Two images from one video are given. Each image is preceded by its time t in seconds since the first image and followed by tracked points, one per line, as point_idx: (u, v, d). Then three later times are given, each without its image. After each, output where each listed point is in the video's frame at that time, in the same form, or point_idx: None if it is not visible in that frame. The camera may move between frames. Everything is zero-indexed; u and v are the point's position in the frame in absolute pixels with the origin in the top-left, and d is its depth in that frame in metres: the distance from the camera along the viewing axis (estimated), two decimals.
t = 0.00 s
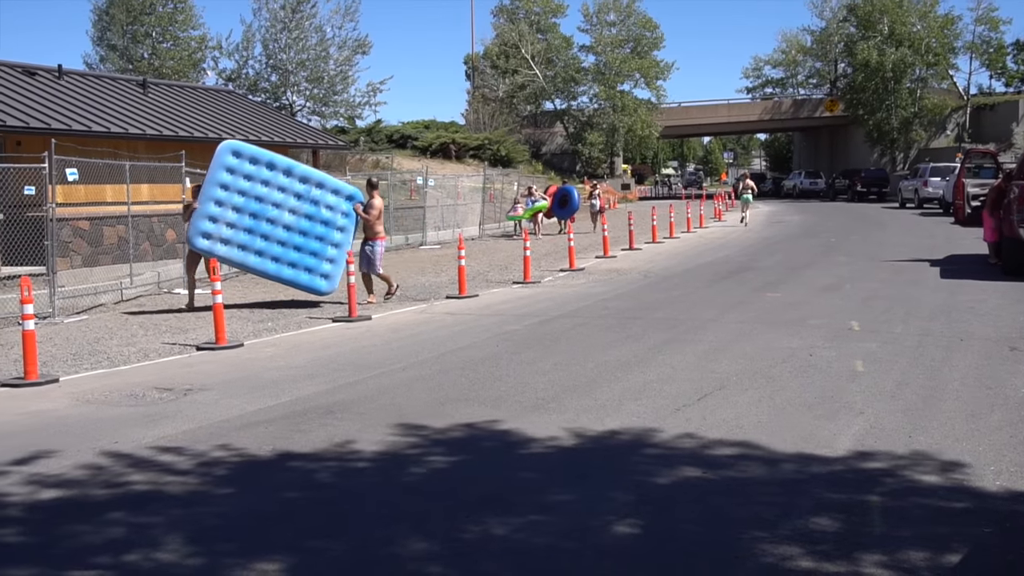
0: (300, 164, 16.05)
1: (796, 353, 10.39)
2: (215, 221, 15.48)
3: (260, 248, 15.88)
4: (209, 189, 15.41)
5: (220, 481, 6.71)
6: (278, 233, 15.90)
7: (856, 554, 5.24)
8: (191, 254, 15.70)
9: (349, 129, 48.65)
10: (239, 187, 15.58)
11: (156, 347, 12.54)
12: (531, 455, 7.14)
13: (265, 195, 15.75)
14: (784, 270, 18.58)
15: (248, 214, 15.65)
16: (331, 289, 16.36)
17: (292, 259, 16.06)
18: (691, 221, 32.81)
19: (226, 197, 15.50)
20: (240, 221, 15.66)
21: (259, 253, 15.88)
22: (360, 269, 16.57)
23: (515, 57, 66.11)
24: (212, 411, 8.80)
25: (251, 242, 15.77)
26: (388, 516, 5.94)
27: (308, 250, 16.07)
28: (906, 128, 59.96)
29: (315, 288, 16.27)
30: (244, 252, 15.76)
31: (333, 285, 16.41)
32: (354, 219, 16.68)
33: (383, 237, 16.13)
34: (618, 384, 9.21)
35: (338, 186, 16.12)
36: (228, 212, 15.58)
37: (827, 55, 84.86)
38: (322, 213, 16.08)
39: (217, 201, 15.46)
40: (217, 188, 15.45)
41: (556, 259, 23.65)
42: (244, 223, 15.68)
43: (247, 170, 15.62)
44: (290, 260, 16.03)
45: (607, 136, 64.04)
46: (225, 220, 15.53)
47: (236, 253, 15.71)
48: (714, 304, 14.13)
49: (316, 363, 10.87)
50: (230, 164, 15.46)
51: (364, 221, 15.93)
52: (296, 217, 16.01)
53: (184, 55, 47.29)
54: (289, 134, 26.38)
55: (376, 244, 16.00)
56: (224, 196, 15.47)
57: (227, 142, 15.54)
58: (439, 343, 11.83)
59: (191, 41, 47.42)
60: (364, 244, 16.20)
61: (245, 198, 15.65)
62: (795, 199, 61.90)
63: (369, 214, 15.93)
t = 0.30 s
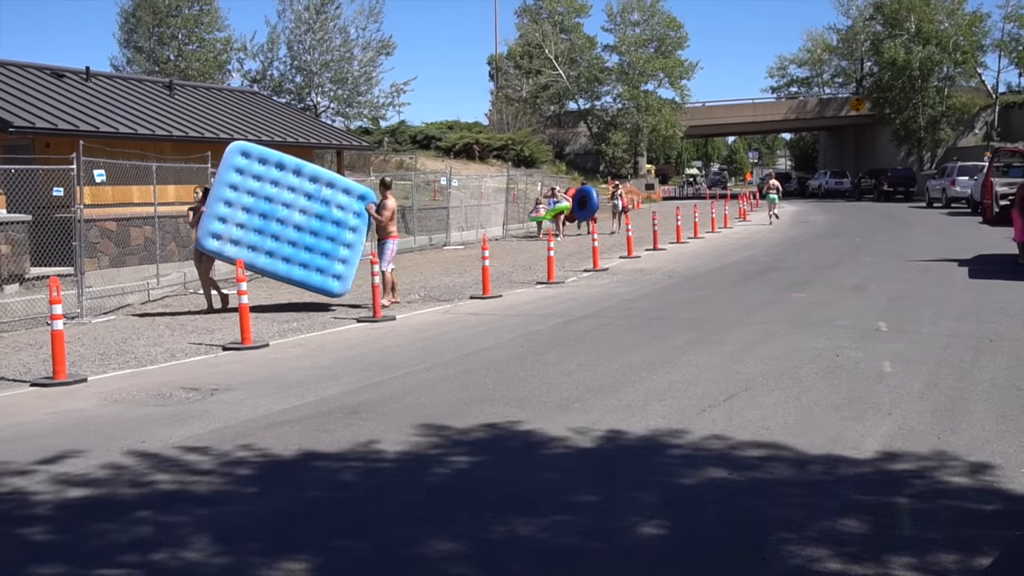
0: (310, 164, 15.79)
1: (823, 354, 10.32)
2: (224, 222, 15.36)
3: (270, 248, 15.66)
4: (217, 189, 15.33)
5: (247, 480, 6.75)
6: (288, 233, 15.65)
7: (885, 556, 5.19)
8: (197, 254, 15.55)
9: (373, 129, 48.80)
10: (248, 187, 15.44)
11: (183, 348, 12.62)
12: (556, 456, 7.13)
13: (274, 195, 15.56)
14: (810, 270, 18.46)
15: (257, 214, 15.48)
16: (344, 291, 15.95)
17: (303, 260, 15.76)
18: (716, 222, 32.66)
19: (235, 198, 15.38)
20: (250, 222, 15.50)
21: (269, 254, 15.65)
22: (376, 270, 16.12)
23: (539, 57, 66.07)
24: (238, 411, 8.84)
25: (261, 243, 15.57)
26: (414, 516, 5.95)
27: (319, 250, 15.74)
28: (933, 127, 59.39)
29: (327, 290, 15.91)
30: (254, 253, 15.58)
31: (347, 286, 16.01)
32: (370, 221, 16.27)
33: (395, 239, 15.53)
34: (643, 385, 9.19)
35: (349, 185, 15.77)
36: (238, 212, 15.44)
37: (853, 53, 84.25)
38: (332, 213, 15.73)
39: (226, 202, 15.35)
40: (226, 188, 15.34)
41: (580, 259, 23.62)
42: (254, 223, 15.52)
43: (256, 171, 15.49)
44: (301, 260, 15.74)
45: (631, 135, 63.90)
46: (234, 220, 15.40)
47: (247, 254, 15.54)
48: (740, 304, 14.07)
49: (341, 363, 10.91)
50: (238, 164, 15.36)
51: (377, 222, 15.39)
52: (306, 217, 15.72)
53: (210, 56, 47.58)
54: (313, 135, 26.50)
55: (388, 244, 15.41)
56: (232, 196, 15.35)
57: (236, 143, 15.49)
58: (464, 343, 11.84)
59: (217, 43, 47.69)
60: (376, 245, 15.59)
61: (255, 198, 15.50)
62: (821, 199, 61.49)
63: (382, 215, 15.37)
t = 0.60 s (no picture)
0: (319, 168, 15.53)
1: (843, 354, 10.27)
2: (230, 226, 15.10)
3: (276, 254, 15.37)
4: (224, 193, 15.09)
5: (267, 478, 6.78)
6: (295, 239, 15.36)
7: (908, 558, 5.16)
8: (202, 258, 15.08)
9: (392, 128, 48.90)
10: (255, 192, 15.18)
11: (203, 346, 12.68)
12: (576, 455, 7.12)
13: (281, 200, 15.29)
14: (831, 270, 18.36)
15: (264, 219, 15.21)
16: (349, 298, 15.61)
17: (309, 266, 15.45)
18: (736, 221, 32.52)
19: (241, 202, 15.11)
20: (256, 227, 15.24)
21: (275, 259, 15.36)
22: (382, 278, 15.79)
23: (558, 56, 66.06)
24: (258, 409, 8.87)
25: (267, 248, 15.29)
26: (433, 515, 5.96)
27: (325, 256, 15.42)
28: (955, 126, 58.96)
29: (332, 297, 15.56)
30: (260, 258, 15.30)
31: (352, 294, 15.67)
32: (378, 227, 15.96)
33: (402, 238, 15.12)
34: (663, 385, 9.16)
35: (358, 191, 15.47)
36: (244, 217, 15.18)
37: (874, 52, 83.76)
38: (339, 219, 15.43)
39: (232, 206, 15.09)
40: (232, 192, 15.09)
41: (599, 258, 23.58)
42: (260, 228, 15.26)
43: (264, 175, 15.25)
44: (307, 266, 15.41)
45: (650, 135, 63.78)
46: (240, 225, 15.13)
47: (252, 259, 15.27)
48: (759, 304, 14.01)
49: (361, 362, 10.93)
50: (246, 168, 15.13)
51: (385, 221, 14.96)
52: (313, 223, 15.43)
53: (230, 56, 47.78)
54: (333, 135, 26.61)
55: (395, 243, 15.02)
56: (239, 200, 15.10)
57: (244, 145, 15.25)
58: (483, 342, 11.84)
59: (237, 43, 47.88)
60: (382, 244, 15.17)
61: (262, 203, 15.24)
62: (841, 198, 61.17)
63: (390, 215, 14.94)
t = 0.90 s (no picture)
0: (319, 171, 15.39)
1: (859, 356, 10.23)
2: (227, 227, 14.87)
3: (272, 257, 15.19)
4: (222, 193, 14.86)
5: (281, 478, 6.80)
6: (292, 242, 15.19)
7: (927, 561, 5.13)
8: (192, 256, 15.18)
9: (406, 129, 49.00)
10: (254, 193, 14.99)
11: (219, 346, 12.74)
12: (590, 456, 7.11)
13: (280, 202, 15.12)
14: (847, 272, 18.27)
15: (262, 221, 15.02)
16: (343, 303, 15.53)
17: (304, 270, 15.31)
18: (751, 222, 32.41)
19: (240, 203, 14.90)
20: (253, 229, 15.04)
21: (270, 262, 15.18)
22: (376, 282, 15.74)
23: (572, 57, 66.06)
24: (272, 409, 8.89)
25: (263, 251, 15.10)
26: (448, 514, 5.96)
27: (321, 261, 15.30)
28: (972, 128, 58.64)
29: (326, 301, 15.45)
30: (255, 261, 15.10)
31: (346, 298, 15.59)
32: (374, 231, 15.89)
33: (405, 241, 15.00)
34: (677, 386, 9.14)
35: (357, 195, 15.38)
36: (242, 218, 14.96)
37: (890, 53, 83.39)
38: (338, 224, 15.32)
39: (230, 207, 14.86)
40: (231, 193, 14.86)
41: (613, 260, 23.53)
42: (257, 230, 15.06)
43: (263, 176, 15.05)
44: (302, 270, 15.27)
45: (665, 136, 63.68)
46: (237, 226, 14.92)
47: (247, 261, 15.07)
48: (775, 305, 13.96)
49: (375, 363, 10.95)
50: (246, 168, 14.92)
51: (386, 226, 14.84)
52: (311, 226, 15.29)
53: (246, 57, 47.93)
54: (348, 136, 26.67)
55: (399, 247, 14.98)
56: (237, 201, 14.88)
57: (245, 144, 15.02)
58: (498, 343, 11.84)
59: (253, 44, 48.07)
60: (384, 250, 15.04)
61: (260, 204, 15.04)
62: (857, 200, 60.89)
63: (391, 218, 14.85)
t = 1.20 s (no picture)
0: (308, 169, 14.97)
1: (870, 352, 10.20)
2: (215, 230, 14.42)
3: (262, 258, 14.85)
4: (211, 196, 14.34)
5: (292, 473, 6.81)
6: (282, 243, 14.87)
7: (939, 558, 5.11)
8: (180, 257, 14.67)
9: (416, 125, 49.04)
10: (243, 195, 14.51)
11: (230, 341, 12.79)
12: (601, 452, 7.10)
13: (269, 203, 14.70)
14: (858, 268, 18.21)
15: (251, 223, 14.61)
16: (332, 299, 15.41)
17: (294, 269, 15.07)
18: (761, 217, 32.30)
19: (229, 206, 14.44)
20: (242, 231, 14.61)
21: (260, 263, 14.85)
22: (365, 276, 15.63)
23: (582, 53, 66.02)
24: (284, 405, 8.91)
25: (252, 253, 14.75)
26: (459, 510, 5.96)
27: (312, 260, 15.06)
28: (983, 122, 58.35)
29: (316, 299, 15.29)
30: (244, 263, 14.75)
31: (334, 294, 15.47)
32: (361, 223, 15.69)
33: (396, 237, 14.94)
34: (688, 382, 9.13)
35: (348, 193, 15.09)
36: (230, 221, 14.53)
37: (901, 48, 83.04)
38: (328, 222, 15.04)
39: (219, 210, 14.39)
40: (220, 196, 14.36)
41: (623, 256, 23.50)
42: (247, 232, 14.66)
43: (252, 177, 14.54)
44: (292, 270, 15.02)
45: (674, 131, 63.55)
46: (226, 229, 14.48)
47: (237, 264, 14.71)
48: (786, 301, 13.92)
49: (386, 359, 10.97)
50: (234, 171, 14.37)
51: (377, 220, 14.80)
52: (301, 226, 14.97)
53: (255, 54, 47.99)
54: (357, 132, 26.71)
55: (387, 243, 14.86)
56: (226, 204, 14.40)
57: (232, 145, 14.41)
58: (508, 339, 11.83)
59: (262, 40, 48.13)
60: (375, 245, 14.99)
61: (250, 206, 14.60)
62: (867, 195, 60.68)
63: (382, 213, 14.82)
